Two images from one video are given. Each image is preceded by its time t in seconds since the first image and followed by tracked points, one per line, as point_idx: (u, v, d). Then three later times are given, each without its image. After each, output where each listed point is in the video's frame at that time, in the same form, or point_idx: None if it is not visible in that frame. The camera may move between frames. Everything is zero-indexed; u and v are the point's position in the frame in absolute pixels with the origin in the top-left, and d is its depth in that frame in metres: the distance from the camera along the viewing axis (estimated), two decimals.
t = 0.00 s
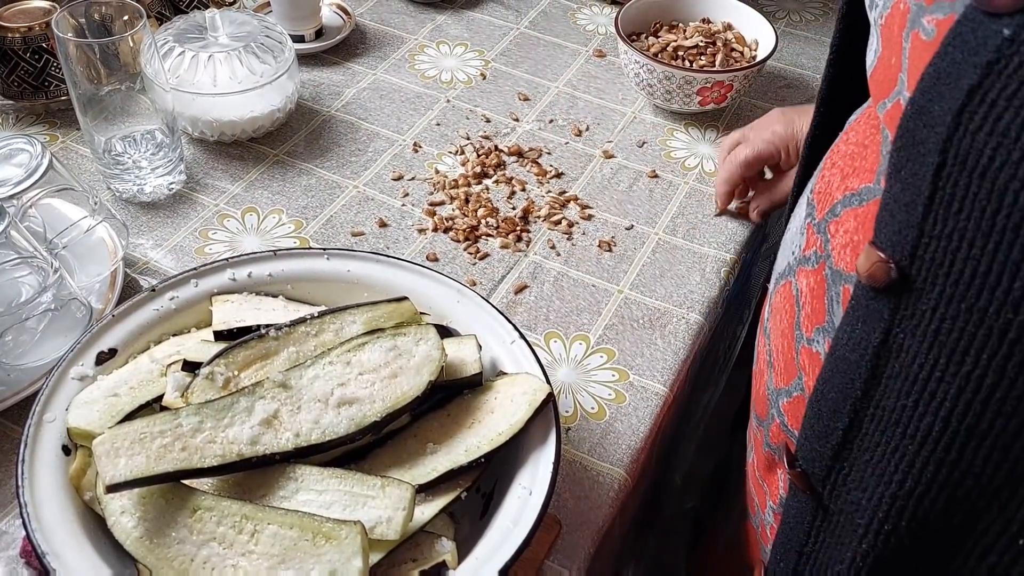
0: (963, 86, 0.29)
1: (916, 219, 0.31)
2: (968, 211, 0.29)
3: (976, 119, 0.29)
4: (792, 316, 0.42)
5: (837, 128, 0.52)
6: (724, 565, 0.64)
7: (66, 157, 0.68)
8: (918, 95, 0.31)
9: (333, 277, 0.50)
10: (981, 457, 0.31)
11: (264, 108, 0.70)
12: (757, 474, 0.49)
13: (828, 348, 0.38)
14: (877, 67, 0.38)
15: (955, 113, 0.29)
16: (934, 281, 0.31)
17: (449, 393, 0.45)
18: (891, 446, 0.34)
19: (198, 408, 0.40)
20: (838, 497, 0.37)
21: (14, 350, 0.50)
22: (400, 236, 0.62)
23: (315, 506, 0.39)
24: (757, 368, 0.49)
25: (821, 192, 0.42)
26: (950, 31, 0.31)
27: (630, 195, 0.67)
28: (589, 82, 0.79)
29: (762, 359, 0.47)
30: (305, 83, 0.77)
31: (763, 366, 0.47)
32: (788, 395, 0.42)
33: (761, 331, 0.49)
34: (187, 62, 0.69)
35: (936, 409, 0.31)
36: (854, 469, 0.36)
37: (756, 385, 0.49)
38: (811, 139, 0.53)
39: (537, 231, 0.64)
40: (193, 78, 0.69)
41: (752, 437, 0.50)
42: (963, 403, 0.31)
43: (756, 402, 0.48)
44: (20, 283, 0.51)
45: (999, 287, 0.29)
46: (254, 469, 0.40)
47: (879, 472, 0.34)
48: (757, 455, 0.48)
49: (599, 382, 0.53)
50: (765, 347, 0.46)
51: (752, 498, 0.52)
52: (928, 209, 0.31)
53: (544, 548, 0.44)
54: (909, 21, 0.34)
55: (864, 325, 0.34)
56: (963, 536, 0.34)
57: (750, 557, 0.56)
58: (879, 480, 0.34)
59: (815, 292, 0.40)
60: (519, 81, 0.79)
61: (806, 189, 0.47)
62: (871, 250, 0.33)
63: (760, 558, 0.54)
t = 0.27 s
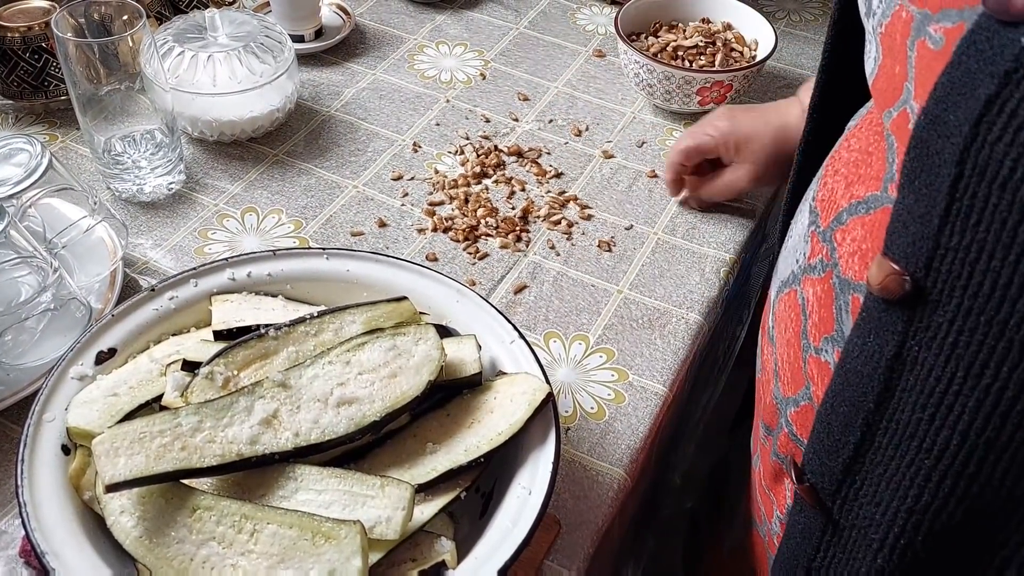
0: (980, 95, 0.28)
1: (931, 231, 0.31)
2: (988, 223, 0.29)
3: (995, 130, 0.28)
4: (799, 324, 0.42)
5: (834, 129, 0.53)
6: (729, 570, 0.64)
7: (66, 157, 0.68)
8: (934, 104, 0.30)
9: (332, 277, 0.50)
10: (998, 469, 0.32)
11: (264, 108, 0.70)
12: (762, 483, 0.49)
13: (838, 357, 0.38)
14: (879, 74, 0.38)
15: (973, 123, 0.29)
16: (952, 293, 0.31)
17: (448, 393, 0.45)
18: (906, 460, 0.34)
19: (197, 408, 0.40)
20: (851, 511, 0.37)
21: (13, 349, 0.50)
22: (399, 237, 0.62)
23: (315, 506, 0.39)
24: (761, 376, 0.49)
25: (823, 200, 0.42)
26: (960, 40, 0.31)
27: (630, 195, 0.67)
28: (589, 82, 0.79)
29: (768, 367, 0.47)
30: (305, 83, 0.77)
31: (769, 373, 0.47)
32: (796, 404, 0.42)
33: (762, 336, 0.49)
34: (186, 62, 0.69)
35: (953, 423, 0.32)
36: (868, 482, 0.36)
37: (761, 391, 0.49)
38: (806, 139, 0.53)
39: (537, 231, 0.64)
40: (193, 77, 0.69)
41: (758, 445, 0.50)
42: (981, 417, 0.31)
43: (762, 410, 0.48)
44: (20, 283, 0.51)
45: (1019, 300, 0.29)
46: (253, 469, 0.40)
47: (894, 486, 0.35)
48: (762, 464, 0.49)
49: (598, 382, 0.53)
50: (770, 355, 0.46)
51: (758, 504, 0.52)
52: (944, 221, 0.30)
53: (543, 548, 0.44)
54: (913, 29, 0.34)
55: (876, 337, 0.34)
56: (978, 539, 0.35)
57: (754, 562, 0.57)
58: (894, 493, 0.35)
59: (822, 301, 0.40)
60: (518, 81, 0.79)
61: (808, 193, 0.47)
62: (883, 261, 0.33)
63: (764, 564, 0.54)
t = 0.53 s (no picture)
0: (983, 102, 0.28)
1: (935, 239, 0.31)
2: (994, 230, 0.29)
3: (999, 137, 0.28)
4: (798, 330, 0.42)
5: (822, 128, 0.53)
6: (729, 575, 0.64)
7: (64, 158, 0.68)
8: (934, 110, 0.30)
9: (331, 278, 0.50)
10: (1007, 473, 0.32)
11: (263, 109, 0.70)
12: (763, 487, 0.49)
13: (839, 363, 0.38)
14: (871, 79, 0.38)
15: (976, 130, 0.29)
16: (958, 300, 0.31)
17: (446, 394, 0.45)
18: (913, 467, 0.34)
19: (196, 409, 0.40)
20: (856, 519, 0.37)
21: (12, 350, 0.50)
22: (398, 237, 0.62)
23: (313, 507, 0.40)
24: (758, 380, 0.49)
25: (818, 205, 0.42)
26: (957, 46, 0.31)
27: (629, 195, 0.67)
28: (587, 82, 0.79)
29: (765, 372, 0.47)
30: (304, 84, 0.77)
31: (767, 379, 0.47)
32: (796, 410, 0.42)
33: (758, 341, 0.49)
34: (185, 63, 0.70)
35: (961, 430, 0.32)
36: (873, 490, 0.36)
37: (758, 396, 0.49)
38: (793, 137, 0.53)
39: (535, 232, 0.64)
40: (191, 79, 0.70)
41: (756, 450, 0.50)
42: (990, 423, 0.31)
43: (760, 414, 0.48)
44: (18, 284, 0.51)
45: None
46: (252, 470, 0.40)
47: (901, 493, 0.35)
48: (762, 469, 0.49)
49: (597, 382, 0.53)
50: (768, 360, 0.46)
51: (757, 510, 0.52)
52: (948, 229, 0.30)
53: (542, 549, 0.44)
54: (907, 34, 0.34)
55: (879, 344, 0.34)
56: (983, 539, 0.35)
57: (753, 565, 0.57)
58: (902, 500, 0.35)
59: (821, 306, 0.40)
60: (517, 82, 0.79)
61: (801, 195, 0.47)
62: (886, 268, 0.33)
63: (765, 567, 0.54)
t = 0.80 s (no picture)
0: (980, 108, 0.28)
1: (934, 245, 0.31)
2: (994, 236, 0.29)
3: (997, 143, 0.28)
4: (793, 339, 0.42)
5: (803, 133, 0.53)
6: None
7: (62, 160, 0.68)
8: (929, 117, 0.30)
9: (329, 278, 0.50)
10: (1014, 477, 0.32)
11: (261, 110, 0.69)
12: (763, 497, 0.50)
13: (836, 372, 0.38)
14: (857, 85, 0.38)
15: (974, 136, 0.28)
16: (958, 307, 0.30)
17: (444, 395, 0.45)
18: (917, 472, 0.34)
19: (194, 410, 0.40)
20: (861, 524, 0.38)
21: (11, 352, 0.50)
22: (396, 238, 0.62)
23: (312, 508, 0.40)
24: (753, 388, 0.49)
25: (807, 213, 0.42)
26: (949, 50, 0.31)
27: (627, 196, 0.67)
28: (586, 83, 0.79)
29: (760, 380, 0.47)
30: (302, 85, 0.77)
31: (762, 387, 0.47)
32: (796, 418, 0.42)
33: (751, 349, 0.49)
34: (183, 64, 0.70)
35: (965, 436, 0.32)
36: (878, 495, 0.36)
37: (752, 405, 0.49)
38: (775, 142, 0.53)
39: (533, 232, 0.64)
40: (189, 80, 0.70)
41: (753, 458, 0.50)
42: (995, 428, 0.31)
43: (756, 421, 0.48)
44: (17, 286, 0.51)
45: None
46: (250, 471, 0.40)
47: (906, 498, 0.35)
48: (761, 477, 0.49)
49: (595, 383, 0.53)
50: (762, 369, 0.46)
51: (757, 517, 0.52)
52: (948, 235, 0.30)
53: (540, 551, 0.44)
54: (895, 39, 0.34)
55: (879, 351, 0.34)
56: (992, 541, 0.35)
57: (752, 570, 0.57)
58: (908, 505, 0.35)
59: (816, 315, 0.40)
60: (515, 83, 0.79)
61: (788, 201, 0.47)
62: (884, 274, 0.33)
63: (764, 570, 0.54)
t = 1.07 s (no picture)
0: (963, 137, 0.28)
1: (924, 273, 0.31)
2: (985, 262, 0.29)
3: (983, 172, 0.28)
4: (790, 359, 0.42)
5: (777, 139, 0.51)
6: None
7: (62, 161, 0.68)
8: (911, 146, 0.30)
9: (327, 279, 0.50)
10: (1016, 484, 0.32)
11: (261, 112, 0.69)
12: (763, 510, 0.49)
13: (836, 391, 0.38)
14: (832, 104, 0.38)
15: (958, 165, 0.28)
16: (954, 331, 0.30)
17: (444, 397, 0.45)
18: (922, 491, 0.34)
19: (193, 412, 0.40)
20: (868, 543, 0.37)
21: (11, 353, 0.50)
22: (396, 240, 0.62)
23: (311, 510, 0.40)
24: (746, 404, 0.49)
25: (794, 233, 0.42)
26: (927, 76, 0.31)
27: (627, 197, 0.67)
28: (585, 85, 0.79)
29: (755, 399, 0.47)
30: (302, 87, 0.77)
31: (756, 405, 0.47)
32: (796, 437, 0.42)
33: (744, 367, 0.49)
34: (183, 66, 0.70)
35: (970, 454, 0.32)
36: (883, 516, 0.36)
37: (748, 422, 0.48)
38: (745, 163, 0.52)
39: (533, 234, 0.64)
40: (189, 82, 0.70)
41: (751, 472, 0.50)
42: (998, 445, 0.31)
43: (751, 438, 0.48)
44: (16, 288, 0.51)
45: None
46: (250, 473, 0.40)
47: (913, 516, 0.35)
48: (761, 492, 0.48)
49: (595, 385, 0.53)
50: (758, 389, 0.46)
51: (759, 529, 0.52)
52: (937, 263, 0.30)
53: (540, 552, 0.44)
54: (870, 64, 0.34)
55: (874, 376, 0.34)
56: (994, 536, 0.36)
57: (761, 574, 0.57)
58: (915, 522, 0.35)
59: (811, 336, 0.40)
60: (515, 85, 0.79)
61: (771, 219, 0.46)
62: (873, 301, 0.33)
63: None
